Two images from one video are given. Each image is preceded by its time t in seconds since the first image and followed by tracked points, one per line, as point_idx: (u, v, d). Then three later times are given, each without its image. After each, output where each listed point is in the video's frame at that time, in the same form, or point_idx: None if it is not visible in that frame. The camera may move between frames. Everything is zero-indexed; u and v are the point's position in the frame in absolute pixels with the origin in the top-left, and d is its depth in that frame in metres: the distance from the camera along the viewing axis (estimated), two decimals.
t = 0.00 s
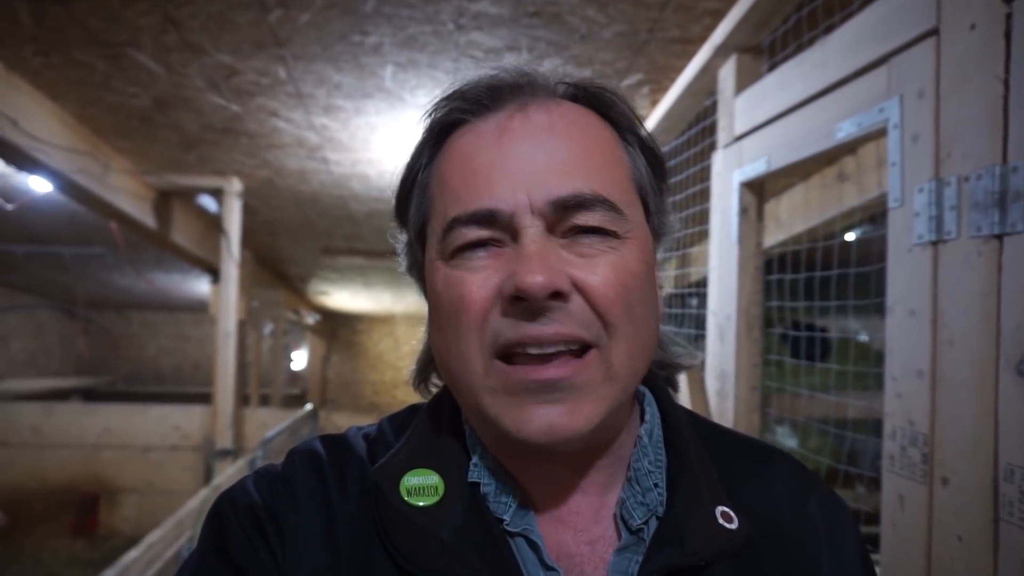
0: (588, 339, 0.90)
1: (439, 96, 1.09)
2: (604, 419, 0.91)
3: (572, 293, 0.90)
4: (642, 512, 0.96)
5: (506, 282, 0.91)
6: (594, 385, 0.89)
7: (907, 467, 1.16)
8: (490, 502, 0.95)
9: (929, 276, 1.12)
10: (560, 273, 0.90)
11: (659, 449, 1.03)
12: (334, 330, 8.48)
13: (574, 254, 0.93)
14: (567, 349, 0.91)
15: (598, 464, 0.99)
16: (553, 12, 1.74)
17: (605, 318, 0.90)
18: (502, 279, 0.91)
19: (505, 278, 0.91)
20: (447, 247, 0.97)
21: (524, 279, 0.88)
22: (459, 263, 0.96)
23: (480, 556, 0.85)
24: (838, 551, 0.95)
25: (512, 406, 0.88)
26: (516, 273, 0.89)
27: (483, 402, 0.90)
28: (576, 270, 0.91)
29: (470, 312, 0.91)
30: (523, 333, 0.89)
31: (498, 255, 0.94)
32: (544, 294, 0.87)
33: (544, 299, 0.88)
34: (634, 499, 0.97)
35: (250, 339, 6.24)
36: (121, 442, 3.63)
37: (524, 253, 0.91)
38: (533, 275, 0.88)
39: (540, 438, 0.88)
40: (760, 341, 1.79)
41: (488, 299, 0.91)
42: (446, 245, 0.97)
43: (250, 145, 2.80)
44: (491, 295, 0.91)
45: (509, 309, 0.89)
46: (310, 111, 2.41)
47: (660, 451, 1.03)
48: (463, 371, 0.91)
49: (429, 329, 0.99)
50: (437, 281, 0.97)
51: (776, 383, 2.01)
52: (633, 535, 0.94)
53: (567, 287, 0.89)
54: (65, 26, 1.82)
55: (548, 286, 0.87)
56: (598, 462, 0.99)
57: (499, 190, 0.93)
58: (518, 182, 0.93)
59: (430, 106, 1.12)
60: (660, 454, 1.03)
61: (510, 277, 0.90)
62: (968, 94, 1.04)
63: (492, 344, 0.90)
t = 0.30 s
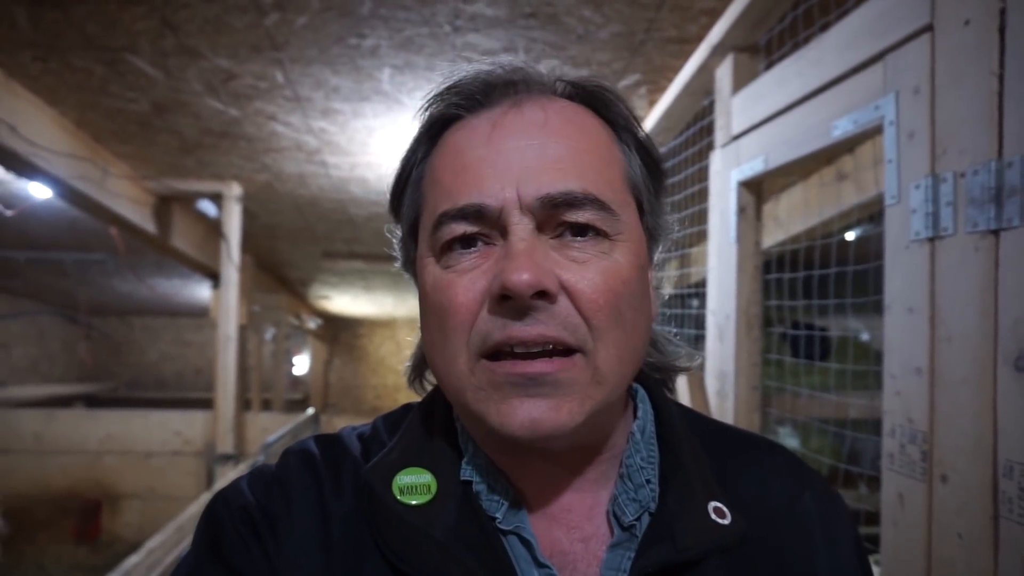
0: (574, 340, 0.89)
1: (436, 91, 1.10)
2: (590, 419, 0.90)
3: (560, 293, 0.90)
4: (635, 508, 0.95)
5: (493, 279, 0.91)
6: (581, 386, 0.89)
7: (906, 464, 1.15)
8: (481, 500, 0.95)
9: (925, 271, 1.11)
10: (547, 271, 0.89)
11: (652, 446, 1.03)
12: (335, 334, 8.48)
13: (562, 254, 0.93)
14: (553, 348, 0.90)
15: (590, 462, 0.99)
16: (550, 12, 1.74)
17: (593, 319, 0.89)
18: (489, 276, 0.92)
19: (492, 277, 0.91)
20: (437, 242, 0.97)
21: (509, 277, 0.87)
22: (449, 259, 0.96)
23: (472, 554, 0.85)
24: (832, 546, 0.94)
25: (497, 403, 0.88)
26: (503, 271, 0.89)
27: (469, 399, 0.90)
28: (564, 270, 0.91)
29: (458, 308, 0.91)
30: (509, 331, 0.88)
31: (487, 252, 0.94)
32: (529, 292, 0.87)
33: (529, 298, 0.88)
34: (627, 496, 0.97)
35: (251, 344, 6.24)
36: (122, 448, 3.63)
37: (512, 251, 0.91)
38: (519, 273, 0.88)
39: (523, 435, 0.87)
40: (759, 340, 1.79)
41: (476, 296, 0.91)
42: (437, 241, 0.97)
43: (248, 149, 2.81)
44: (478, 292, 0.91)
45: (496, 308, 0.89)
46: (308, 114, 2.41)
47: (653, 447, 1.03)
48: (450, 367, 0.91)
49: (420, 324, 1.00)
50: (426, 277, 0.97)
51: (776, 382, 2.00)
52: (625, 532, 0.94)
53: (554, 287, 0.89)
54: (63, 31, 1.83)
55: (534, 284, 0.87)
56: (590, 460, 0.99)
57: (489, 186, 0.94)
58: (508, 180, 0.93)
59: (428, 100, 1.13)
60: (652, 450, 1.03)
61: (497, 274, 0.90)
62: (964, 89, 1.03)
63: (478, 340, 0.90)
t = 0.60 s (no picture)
0: (578, 331, 0.88)
1: (450, 77, 1.10)
2: (592, 411, 0.89)
3: (566, 284, 0.89)
4: (641, 506, 0.95)
5: (499, 267, 0.90)
6: (584, 377, 0.88)
7: (911, 460, 1.14)
8: (485, 497, 0.94)
9: (931, 266, 1.10)
10: (554, 262, 0.89)
11: (658, 444, 1.03)
12: (337, 328, 8.49)
13: (570, 245, 0.92)
14: (556, 338, 0.90)
15: (593, 457, 0.99)
16: (552, 5, 1.73)
17: (598, 311, 0.89)
18: (496, 265, 0.91)
19: (498, 265, 0.90)
20: (445, 229, 0.97)
21: (515, 266, 0.87)
22: (456, 246, 0.96)
23: (475, 551, 0.85)
24: (837, 545, 0.94)
25: (497, 393, 0.87)
26: (510, 259, 0.89)
27: (471, 389, 0.89)
28: (571, 261, 0.90)
29: (464, 296, 0.91)
30: (513, 320, 0.88)
31: (494, 240, 0.94)
32: (534, 282, 0.86)
33: (534, 287, 0.87)
34: (633, 493, 0.96)
35: (253, 338, 6.25)
36: (125, 442, 3.64)
37: (520, 240, 0.90)
38: (525, 262, 0.87)
39: (521, 424, 0.86)
40: (763, 334, 1.78)
41: (481, 285, 0.91)
42: (445, 228, 0.97)
43: (250, 143, 2.80)
44: (484, 281, 0.91)
45: (501, 296, 0.89)
46: (309, 108, 2.41)
47: (660, 445, 1.03)
48: (454, 356, 0.91)
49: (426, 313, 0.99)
50: (434, 264, 0.97)
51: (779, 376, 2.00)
52: (631, 530, 0.94)
53: (560, 277, 0.88)
54: (63, 25, 1.82)
55: (539, 274, 0.87)
56: (593, 456, 0.99)
57: (499, 174, 0.93)
58: (518, 168, 0.93)
59: (441, 87, 1.12)
60: (659, 448, 1.02)
61: (503, 263, 0.90)
62: (970, 82, 1.03)
63: (482, 329, 0.89)
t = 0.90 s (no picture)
0: (573, 328, 0.88)
1: (452, 73, 1.10)
2: (588, 409, 0.89)
3: (561, 282, 0.89)
4: (640, 503, 0.95)
5: (496, 263, 0.90)
6: (579, 373, 0.88)
7: (910, 456, 1.14)
8: (484, 494, 0.94)
9: (930, 262, 1.10)
10: (550, 259, 0.89)
11: (658, 441, 1.03)
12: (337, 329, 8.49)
13: (567, 243, 0.92)
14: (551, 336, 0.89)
15: (591, 455, 0.99)
16: (549, 3, 1.73)
17: (593, 309, 0.89)
18: (493, 261, 0.91)
19: (495, 261, 0.90)
20: (443, 224, 0.97)
21: (511, 262, 0.87)
22: (454, 242, 0.96)
23: (475, 549, 0.85)
24: (836, 542, 0.94)
25: (492, 390, 0.87)
26: (506, 255, 0.89)
27: (468, 384, 0.89)
28: (567, 259, 0.90)
29: (460, 292, 0.91)
30: (507, 316, 0.87)
31: (491, 237, 0.94)
32: (529, 279, 0.86)
33: (530, 284, 0.87)
34: (632, 491, 0.96)
35: (253, 339, 6.25)
36: (125, 443, 3.63)
37: (516, 236, 0.90)
38: (520, 258, 0.87)
39: (516, 422, 0.86)
40: (762, 332, 1.78)
41: (477, 281, 0.91)
42: (443, 224, 0.97)
43: (248, 143, 2.80)
44: (480, 277, 0.91)
45: (497, 293, 0.89)
46: (307, 108, 2.40)
47: (659, 443, 1.03)
48: (450, 351, 0.91)
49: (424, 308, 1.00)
50: (431, 259, 0.97)
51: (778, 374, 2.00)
52: (630, 527, 0.94)
53: (555, 274, 0.88)
54: (61, 24, 1.82)
55: (534, 270, 0.86)
56: (591, 453, 0.99)
57: (496, 170, 0.93)
58: (516, 164, 0.93)
59: (443, 83, 1.12)
60: (658, 445, 1.02)
61: (499, 259, 0.90)
62: (968, 77, 1.02)
63: (477, 325, 0.89)
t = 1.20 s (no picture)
0: (577, 330, 0.88)
1: (452, 75, 1.10)
2: (591, 411, 0.89)
3: (564, 283, 0.89)
4: (641, 505, 0.95)
5: (499, 265, 0.90)
6: (582, 376, 0.88)
7: (913, 459, 1.14)
8: (485, 495, 0.94)
9: (932, 265, 1.10)
10: (552, 260, 0.89)
11: (658, 443, 1.03)
12: (337, 330, 8.49)
13: (569, 244, 0.92)
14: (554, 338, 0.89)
15: (593, 457, 0.99)
16: (552, 5, 1.73)
17: (596, 310, 0.89)
18: (495, 262, 0.91)
19: (498, 263, 0.90)
20: (445, 226, 0.97)
21: (514, 263, 0.87)
22: (456, 243, 0.96)
23: (475, 550, 0.84)
24: (837, 544, 0.94)
25: (497, 393, 0.87)
26: (509, 256, 0.89)
27: (472, 387, 0.89)
28: (570, 260, 0.90)
29: (463, 294, 0.91)
30: (511, 318, 0.87)
31: (494, 238, 0.94)
32: (532, 280, 0.86)
33: (533, 286, 0.87)
34: (633, 492, 0.96)
35: (253, 340, 6.25)
36: (125, 444, 3.63)
37: (519, 237, 0.90)
38: (523, 259, 0.87)
39: (521, 425, 0.86)
40: (764, 335, 1.78)
41: (480, 283, 0.91)
42: (445, 225, 0.97)
43: (250, 144, 2.80)
44: (483, 279, 0.91)
45: (500, 295, 0.88)
46: (310, 109, 2.41)
47: (660, 445, 1.03)
48: (454, 354, 0.91)
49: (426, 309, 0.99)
50: (434, 261, 0.97)
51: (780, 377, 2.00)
52: (631, 529, 0.94)
53: (558, 276, 0.88)
54: (64, 25, 1.82)
55: (537, 271, 0.86)
56: (593, 455, 0.99)
57: (498, 170, 0.93)
58: (517, 165, 0.93)
59: (442, 84, 1.12)
60: (659, 447, 1.02)
61: (502, 261, 0.90)
62: (973, 81, 1.03)
63: (480, 326, 0.89)
